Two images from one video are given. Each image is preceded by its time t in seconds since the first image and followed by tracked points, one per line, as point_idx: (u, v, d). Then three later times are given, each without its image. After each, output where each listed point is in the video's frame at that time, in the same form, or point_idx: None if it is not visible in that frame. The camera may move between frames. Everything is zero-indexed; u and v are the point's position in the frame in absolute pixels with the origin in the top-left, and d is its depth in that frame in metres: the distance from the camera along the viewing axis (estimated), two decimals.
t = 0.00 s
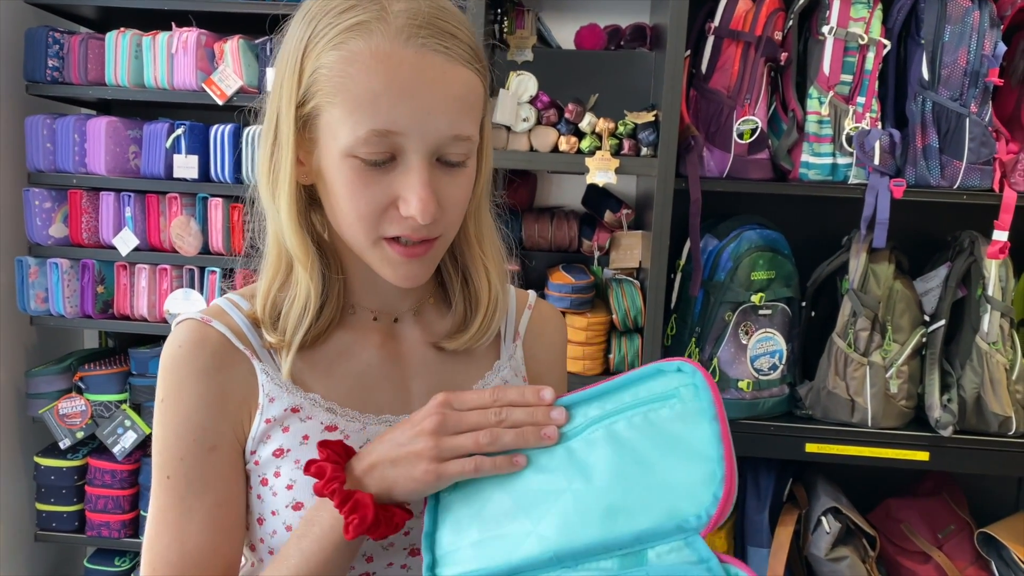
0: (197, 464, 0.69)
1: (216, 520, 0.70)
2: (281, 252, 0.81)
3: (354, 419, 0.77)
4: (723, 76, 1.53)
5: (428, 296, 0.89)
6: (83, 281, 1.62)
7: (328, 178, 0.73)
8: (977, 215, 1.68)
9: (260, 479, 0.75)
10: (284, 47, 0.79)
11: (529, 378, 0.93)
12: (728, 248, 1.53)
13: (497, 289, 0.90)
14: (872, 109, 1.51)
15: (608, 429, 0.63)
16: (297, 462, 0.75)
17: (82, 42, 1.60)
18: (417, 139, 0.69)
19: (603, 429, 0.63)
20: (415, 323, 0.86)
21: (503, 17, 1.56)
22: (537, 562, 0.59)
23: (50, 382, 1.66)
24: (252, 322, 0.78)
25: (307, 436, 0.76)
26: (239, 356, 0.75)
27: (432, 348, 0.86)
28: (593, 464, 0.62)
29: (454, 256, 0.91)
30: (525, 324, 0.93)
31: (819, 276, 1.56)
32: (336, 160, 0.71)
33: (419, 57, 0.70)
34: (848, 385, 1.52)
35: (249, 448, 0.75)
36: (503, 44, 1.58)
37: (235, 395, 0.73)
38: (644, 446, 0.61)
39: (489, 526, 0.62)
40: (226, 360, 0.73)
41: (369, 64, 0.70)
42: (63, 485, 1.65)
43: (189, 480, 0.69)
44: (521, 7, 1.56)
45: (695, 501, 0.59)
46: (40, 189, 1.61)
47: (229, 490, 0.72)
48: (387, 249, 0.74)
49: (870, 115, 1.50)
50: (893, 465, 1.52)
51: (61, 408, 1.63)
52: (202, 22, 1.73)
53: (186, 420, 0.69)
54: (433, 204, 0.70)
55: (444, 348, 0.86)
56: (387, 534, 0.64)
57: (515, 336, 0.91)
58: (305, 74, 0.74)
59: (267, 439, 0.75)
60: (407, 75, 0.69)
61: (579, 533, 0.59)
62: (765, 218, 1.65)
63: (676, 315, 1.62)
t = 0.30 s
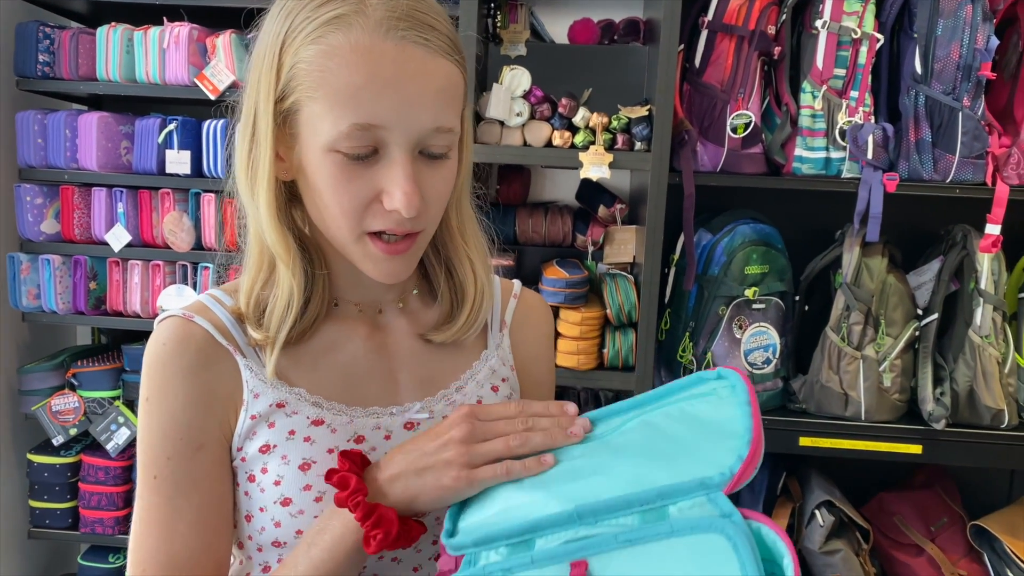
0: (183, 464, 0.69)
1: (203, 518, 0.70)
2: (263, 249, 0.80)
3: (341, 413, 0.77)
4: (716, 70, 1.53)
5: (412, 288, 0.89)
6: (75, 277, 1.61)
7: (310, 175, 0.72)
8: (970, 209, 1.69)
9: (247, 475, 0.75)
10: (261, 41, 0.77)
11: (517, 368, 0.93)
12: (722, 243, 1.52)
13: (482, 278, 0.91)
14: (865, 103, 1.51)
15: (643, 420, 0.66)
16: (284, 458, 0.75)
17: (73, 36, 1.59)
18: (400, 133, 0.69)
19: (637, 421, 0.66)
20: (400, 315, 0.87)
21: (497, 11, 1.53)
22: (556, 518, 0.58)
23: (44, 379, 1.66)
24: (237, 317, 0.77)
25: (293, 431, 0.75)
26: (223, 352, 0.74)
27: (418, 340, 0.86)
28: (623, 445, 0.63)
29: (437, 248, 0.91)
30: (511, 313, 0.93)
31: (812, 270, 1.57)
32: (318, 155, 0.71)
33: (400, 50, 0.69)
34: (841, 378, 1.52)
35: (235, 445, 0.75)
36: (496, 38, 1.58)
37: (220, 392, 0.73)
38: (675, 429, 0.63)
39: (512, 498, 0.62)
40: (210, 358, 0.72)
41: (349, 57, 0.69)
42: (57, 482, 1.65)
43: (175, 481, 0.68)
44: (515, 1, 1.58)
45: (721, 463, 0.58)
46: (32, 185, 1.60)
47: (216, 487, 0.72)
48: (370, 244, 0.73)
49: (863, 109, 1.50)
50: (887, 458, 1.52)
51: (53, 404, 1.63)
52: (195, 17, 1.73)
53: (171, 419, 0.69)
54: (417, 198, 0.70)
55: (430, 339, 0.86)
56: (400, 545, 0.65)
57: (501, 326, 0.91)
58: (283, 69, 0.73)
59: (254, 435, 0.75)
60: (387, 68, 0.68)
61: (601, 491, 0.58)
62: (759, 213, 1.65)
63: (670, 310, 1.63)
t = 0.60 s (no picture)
0: (166, 450, 0.69)
1: (189, 504, 0.70)
2: (243, 234, 0.79)
3: (325, 398, 0.77)
4: (706, 60, 1.53)
5: (393, 274, 0.90)
6: (63, 269, 1.61)
7: (297, 158, 0.72)
8: (957, 199, 1.69)
9: (232, 462, 0.75)
10: (246, 20, 0.76)
11: (498, 352, 0.93)
12: (712, 233, 1.53)
13: (463, 264, 0.91)
14: (854, 93, 1.51)
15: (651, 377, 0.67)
16: (269, 444, 0.74)
17: (59, 26, 1.58)
18: (391, 118, 0.69)
19: (647, 372, 0.67)
20: (381, 300, 0.87)
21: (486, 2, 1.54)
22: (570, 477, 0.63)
23: (32, 371, 1.65)
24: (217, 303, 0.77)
25: (278, 416, 0.75)
26: (204, 338, 0.73)
27: (401, 325, 0.86)
28: (633, 402, 0.66)
29: (418, 237, 0.93)
30: (491, 297, 0.94)
31: (802, 260, 1.58)
32: (306, 139, 0.70)
33: (394, 35, 0.69)
34: (831, 368, 1.53)
35: (219, 432, 0.74)
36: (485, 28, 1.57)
37: (201, 378, 0.72)
38: (685, 396, 0.65)
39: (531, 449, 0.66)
40: (191, 343, 0.72)
41: (343, 41, 0.68)
42: (46, 475, 1.64)
43: (159, 467, 0.68)
44: None
45: (730, 448, 0.62)
46: (19, 177, 1.59)
47: (201, 474, 0.71)
48: (357, 228, 0.73)
49: (852, 99, 1.51)
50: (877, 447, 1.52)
51: (42, 397, 1.62)
52: (182, 7, 1.72)
53: (152, 406, 0.68)
54: (407, 183, 0.70)
55: (412, 325, 0.86)
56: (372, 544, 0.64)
57: (482, 310, 0.92)
58: (273, 50, 0.72)
59: (237, 421, 0.74)
60: (381, 53, 0.68)
61: (615, 456, 0.63)
62: (749, 203, 1.65)
63: (660, 301, 1.63)
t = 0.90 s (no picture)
0: (147, 435, 0.68)
1: (169, 490, 0.69)
2: (228, 217, 0.79)
3: (309, 383, 0.76)
4: (696, 51, 1.52)
5: (377, 261, 0.90)
6: (51, 262, 1.60)
7: (288, 139, 0.71)
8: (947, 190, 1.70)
9: (214, 447, 0.74)
10: None
11: (484, 342, 0.92)
12: (702, 224, 1.52)
13: (449, 252, 0.91)
14: (844, 83, 1.51)
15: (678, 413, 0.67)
16: (252, 428, 0.74)
17: (45, 17, 1.57)
18: (386, 102, 0.69)
19: (679, 409, 0.68)
20: (365, 286, 0.86)
21: None
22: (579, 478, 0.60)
23: (19, 365, 1.64)
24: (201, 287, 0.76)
25: (261, 401, 0.74)
26: (187, 322, 0.72)
27: (385, 312, 0.86)
28: (661, 429, 0.65)
29: (404, 224, 0.92)
30: (477, 286, 0.93)
31: (793, 251, 1.57)
32: (298, 120, 0.69)
33: (390, 18, 0.69)
34: (822, 358, 1.53)
35: (201, 417, 0.73)
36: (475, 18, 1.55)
37: (182, 360, 0.71)
38: (709, 425, 0.64)
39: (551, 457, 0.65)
40: (173, 327, 0.71)
41: (339, 23, 0.68)
42: (34, 469, 1.63)
43: (138, 452, 0.68)
44: None
45: (749, 464, 0.56)
46: (4, 169, 1.57)
47: (181, 458, 0.71)
48: (347, 211, 0.72)
49: (842, 89, 1.51)
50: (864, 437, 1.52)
51: (29, 391, 1.61)
52: None
53: (134, 389, 0.68)
54: (400, 167, 0.70)
55: (397, 312, 0.86)
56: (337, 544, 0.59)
57: (468, 300, 0.92)
58: (267, 30, 0.71)
59: (220, 406, 0.74)
60: (378, 36, 0.68)
61: (631, 462, 0.60)
62: (740, 194, 1.65)
63: (652, 292, 1.63)
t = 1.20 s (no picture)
0: (141, 429, 0.68)
1: (164, 485, 0.69)
2: (224, 211, 0.78)
3: (304, 379, 0.76)
4: (690, 45, 1.52)
5: (373, 258, 0.89)
6: (42, 258, 1.59)
7: (292, 134, 0.70)
8: (940, 184, 1.70)
9: (208, 443, 0.74)
10: None
11: (478, 338, 0.92)
12: (696, 219, 1.52)
13: (444, 248, 0.91)
14: (838, 78, 1.51)
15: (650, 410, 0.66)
16: (246, 424, 0.73)
17: (35, 12, 1.56)
18: (391, 98, 0.68)
19: (650, 407, 0.66)
20: (360, 282, 0.86)
21: None
22: (555, 489, 0.59)
23: (10, 362, 1.63)
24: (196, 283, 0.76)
25: (255, 396, 0.74)
26: (182, 317, 0.72)
27: (381, 308, 0.85)
28: (632, 428, 0.64)
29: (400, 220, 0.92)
30: (472, 283, 0.93)
31: (787, 246, 1.57)
32: (302, 114, 0.69)
33: (399, 15, 0.68)
34: (815, 353, 1.53)
35: (196, 412, 0.73)
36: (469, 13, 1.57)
37: (177, 355, 0.71)
38: (683, 423, 0.63)
39: (525, 468, 0.64)
40: (168, 321, 0.71)
41: (346, 17, 0.67)
42: (27, 466, 1.63)
43: (133, 446, 0.67)
44: None
45: (723, 465, 0.56)
46: None
47: (175, 454, 0.70)
48: (350, 205, 0.72)
49: (835, 84, 1.51)
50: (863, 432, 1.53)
51: (22, 388, 1.61)
52: None
53: (128, 383, 0.67)
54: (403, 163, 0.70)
55: (393, 308, 0.86)
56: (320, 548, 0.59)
57: (462, 297, 0.91)
58: (272, 23, 0.71)
59: (214, 401, 0.74)
60: (385, 32, 0.67)
61: (605, 469, 0.59)
62: (734, 189, 1.65)
63: (646, 287, 1.63)
